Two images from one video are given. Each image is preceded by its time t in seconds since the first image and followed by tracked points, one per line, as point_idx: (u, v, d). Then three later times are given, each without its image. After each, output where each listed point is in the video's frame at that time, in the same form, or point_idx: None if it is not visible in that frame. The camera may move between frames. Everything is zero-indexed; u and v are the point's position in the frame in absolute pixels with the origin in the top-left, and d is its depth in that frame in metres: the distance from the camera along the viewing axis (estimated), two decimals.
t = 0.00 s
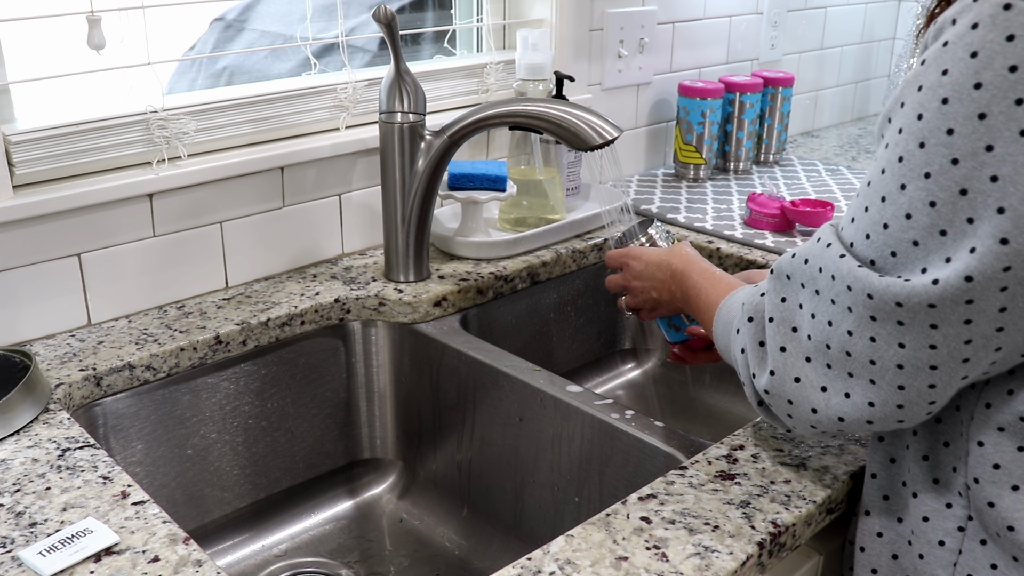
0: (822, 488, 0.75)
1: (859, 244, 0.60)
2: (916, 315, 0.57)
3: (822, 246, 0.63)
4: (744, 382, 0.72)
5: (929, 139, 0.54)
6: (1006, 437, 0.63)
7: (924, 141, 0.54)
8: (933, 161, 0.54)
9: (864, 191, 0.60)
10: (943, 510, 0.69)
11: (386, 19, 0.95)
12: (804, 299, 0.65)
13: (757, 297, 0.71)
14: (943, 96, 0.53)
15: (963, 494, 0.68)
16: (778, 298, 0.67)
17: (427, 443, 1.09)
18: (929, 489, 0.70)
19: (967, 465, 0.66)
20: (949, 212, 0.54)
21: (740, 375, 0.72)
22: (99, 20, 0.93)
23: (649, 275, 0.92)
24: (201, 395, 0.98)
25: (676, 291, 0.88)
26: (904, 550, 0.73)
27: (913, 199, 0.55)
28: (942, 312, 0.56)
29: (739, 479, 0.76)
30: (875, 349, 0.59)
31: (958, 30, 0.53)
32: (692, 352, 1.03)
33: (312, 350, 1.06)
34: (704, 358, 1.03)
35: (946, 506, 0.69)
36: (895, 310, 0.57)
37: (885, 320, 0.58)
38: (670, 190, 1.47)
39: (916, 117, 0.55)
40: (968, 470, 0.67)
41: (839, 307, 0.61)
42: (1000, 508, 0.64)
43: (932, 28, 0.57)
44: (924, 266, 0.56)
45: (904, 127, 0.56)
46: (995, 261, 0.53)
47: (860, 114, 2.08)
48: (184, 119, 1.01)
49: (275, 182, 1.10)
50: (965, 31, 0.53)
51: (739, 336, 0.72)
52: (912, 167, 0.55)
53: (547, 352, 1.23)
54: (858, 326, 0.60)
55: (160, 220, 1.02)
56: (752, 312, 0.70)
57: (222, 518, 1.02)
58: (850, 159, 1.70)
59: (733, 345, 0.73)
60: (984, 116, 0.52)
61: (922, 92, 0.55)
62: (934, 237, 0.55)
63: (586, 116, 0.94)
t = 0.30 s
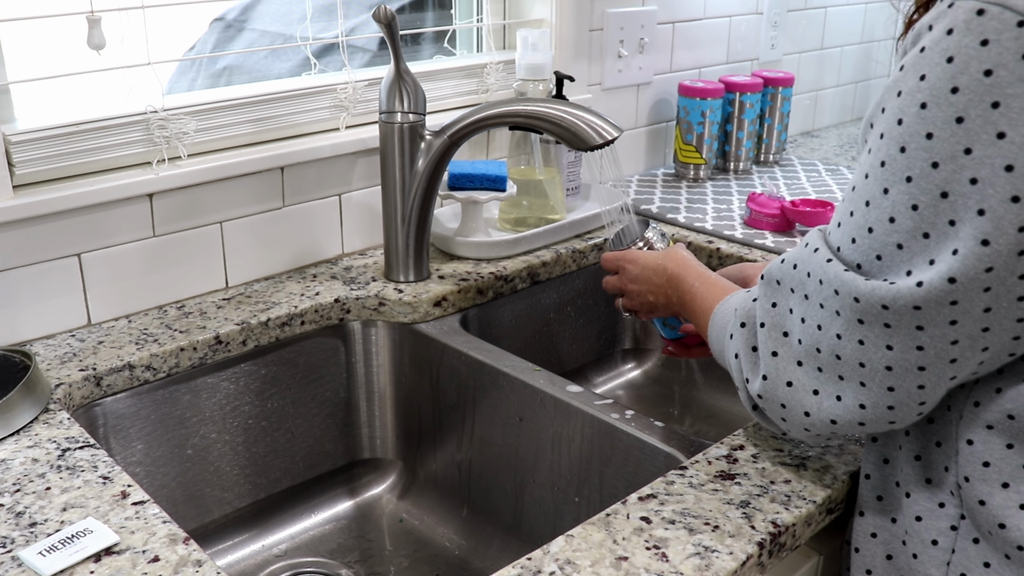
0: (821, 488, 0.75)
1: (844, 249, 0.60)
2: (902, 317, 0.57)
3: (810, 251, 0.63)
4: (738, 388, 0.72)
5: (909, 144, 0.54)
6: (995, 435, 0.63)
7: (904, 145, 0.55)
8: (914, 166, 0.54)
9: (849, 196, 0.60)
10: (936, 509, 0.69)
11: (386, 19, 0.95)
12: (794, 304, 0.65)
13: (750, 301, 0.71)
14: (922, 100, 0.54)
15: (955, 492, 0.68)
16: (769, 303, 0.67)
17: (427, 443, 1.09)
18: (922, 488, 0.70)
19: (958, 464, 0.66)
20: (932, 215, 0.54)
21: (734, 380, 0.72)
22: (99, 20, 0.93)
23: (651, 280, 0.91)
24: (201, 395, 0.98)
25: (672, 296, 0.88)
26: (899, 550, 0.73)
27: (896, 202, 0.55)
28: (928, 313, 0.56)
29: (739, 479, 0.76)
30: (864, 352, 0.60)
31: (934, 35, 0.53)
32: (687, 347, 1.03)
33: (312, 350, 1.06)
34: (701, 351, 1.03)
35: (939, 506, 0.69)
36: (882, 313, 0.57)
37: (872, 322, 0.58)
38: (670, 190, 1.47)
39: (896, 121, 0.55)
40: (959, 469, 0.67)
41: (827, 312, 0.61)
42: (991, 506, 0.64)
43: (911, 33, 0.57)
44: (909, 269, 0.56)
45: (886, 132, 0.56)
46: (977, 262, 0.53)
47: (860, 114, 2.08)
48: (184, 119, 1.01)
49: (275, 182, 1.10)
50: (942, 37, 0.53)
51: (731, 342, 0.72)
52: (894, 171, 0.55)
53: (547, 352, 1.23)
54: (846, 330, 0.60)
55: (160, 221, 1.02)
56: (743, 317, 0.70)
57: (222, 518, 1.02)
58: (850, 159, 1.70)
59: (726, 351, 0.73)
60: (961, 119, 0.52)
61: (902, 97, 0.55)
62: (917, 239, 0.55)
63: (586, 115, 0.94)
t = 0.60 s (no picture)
0: (821, 488, 0.75)
1: (829, 249, 0.62)
2: (883, 316, 0.58)
3: (797, 249, 0.64)
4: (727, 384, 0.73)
5: (888, 152, 0.56)
6: (988, 432, 0.64)
7: (883, 154, 0.56)
8: (892, 174, 0.56)
9: (835, 198, 0.62)
10: (929, 509, 0.69)
11: (386, 19, 0.95)
12: (783, 300, 0.65)
13: (734, 301, 0.72)
14: (901, 110, 0.55)
15: (948, 491, 0.68)
16: (758, 300, 0.68)
17: (427, 443, 1.09)
18: (916, 488, 0.70)
19: (950, 462, 0.66)
20: (908, 223, 0.56)
21: (724, 378, 0.73)
22: (99, 20, 0.93)
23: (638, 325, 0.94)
24: (201, 395, 0.98)
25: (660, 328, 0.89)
26: (897, 549, 0.73)
27: (876, 208, 0.57)
28: (907, 314, 0.57)
29: (739, 479, 0.76)
30: (848, 349, 0.61)
31: (915, 47, 0.55)
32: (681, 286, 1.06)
33: (312, 350, 1.06)
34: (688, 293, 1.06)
35: (932, 505, 0.69)
36: (863, 312, 0.58)
37: (855, 321, 0.59)
38: (670, 190, 1.47)
39: (877, 129, 0.57)
40: (950, 468, 0.67)
41: (813, 309, 0.62)
42: (985, 503, 0.64)
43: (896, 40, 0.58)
44: (888, 272, 0.58)
45: (867, 139, 0.58)
46: (954, 268, 0.54)
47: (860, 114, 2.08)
48: (184, 119, 1.01)
49: (275, 181, 1.10)
50: (920, 49, 0.54)
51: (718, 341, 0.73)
52: (874, 178, 0.57)
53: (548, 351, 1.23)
54: (830, 327, 0.61)
55: (160, 221, 1.02)
56: (730, 317, 0.71)
57: (222, 518, 1.02)
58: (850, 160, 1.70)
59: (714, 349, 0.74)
60: (937, 131, 0.53)
61: (882, 106, 0.57)
62: (895, 244, 0.57)
63: (586, 116, 0.94)
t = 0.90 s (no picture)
0: (821, 488, 0.75)
1: (839, 242, 0.60)
2: (903, 309, 0.56)
3: (803, 243, 0.63)
4: (715, 387, 0.72)
5: (916, 132, 0.54)
6: (994, 445, 0.63)
7: (911, 134, 0.55)
8: (921, 154, 0.54)
9: (846, 190, 0.60)
10: (934, 516, 0.69)
11: (386, 19, 0.95)
12: (786, 297, 0.64)
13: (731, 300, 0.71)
14: (932, 88, 0.54)
15: (953, 499, 0.68)
16: (759, 297, 0.67)
17: (427, 443, 1.09)
18: (919, 495, 0.70)
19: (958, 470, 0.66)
20: (938, 205, 0.54)
21: (710, 381, 0.73)
22: (99, 20, 0.93)
23: (635, 396, 0.92)
24: (201, 395, 0.98)
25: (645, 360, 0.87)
26: (895, 554, 0.73)
27: (900, 192, 0.55)
28: (930, 306, 0.56)
29: (739, 479, 0.76)
30: (861, 345, 0.59)
31: (945, 22, 0.54)
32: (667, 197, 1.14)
33: (312, 350, 1.06)
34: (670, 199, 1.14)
35: (937, 512, 0.69)
36: (883, 304, 0.57)
37: (873, 314, 0.58)
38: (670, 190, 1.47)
39: (903, 110, 0.55)
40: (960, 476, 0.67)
41: (823, 303, 0.61)
42: (989, 514, 0.64)
43: (920, 22, 0.57)
44: (911, 261, 0.56)
45: (891, 121, 0.56)
46: (986, 252, 0.53)
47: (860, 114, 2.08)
48: (184, 119, 1.01)
49: (275, 181, 1.10)
50: (953, 23, 0.53)
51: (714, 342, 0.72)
52: (899, 161, 0.55)
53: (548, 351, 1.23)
54: (844, 321, 0.59)
55: (160, 221, 1.02)
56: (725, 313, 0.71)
57: (222, 518, 1.02)
58: (850, 159, 1.70)
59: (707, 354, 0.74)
60: (973, 106, 0.52)
61: (910, 85, 0.55)
62: (922, 230, 0.55)
63: (586, 116, 0.94)
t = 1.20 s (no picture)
0: (821, 488, 0.75)
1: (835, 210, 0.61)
2: (896, 268, 0.58)
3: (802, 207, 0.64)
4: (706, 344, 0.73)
5: (915, 108, 0.55)
6: (1016, 430, 0.64)
7: (910, 109, 0.56)
8: (918, 129, 0.55)
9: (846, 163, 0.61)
10: (958, 508, 0.69)
11: (386, 19, 0.95)
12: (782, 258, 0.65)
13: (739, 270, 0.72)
14: (933, 66, 0.55)
15: (979, 488, 0.68)
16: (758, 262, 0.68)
17: (427, 443, 1.09)
18: (943, 487, 0.70)
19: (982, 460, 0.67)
20: (933, 179, 0.55)
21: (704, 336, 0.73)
22: (99, 20, 0.93)
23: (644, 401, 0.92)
24: (201, 395, 0.98)
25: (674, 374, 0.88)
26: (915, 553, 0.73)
27: (896, 165, 0.57)
28: (923, 264, 0.57)
29: (739, 479, 0.76)
30: (852, 301, 0.60)
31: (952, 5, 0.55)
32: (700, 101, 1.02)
33: (312, 350, 1.06)
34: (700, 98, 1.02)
35: (961, 504, 0.69)
36: (876, 265, 0.58)
37: (864, 275, 0.59)
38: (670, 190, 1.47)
39: (905, 87, 0.56)
40: (982, 464, 0.67)
41: (815, 265, 0.62)
42: (1017, 503, 0.65)
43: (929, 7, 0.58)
44: (904, 230, 0.57)
45: (892, 97, 0.57)
46: (979, 223, 0.54)
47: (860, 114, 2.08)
48: (184, 119, 1.01)
49: (275, 181, 1.10)
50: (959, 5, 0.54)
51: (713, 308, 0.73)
52: (896, 135, 0.56)
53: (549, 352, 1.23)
54: (834, 283, 0.60)
55: (160, 220, 1.02)
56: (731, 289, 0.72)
57: (222, 518, 1.02)
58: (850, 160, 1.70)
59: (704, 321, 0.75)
60: (972, 84, 0.53)
61: (913, 63, 0.56)
62: (916, 202, 0.56)
63: (586, 115, 0.94)
